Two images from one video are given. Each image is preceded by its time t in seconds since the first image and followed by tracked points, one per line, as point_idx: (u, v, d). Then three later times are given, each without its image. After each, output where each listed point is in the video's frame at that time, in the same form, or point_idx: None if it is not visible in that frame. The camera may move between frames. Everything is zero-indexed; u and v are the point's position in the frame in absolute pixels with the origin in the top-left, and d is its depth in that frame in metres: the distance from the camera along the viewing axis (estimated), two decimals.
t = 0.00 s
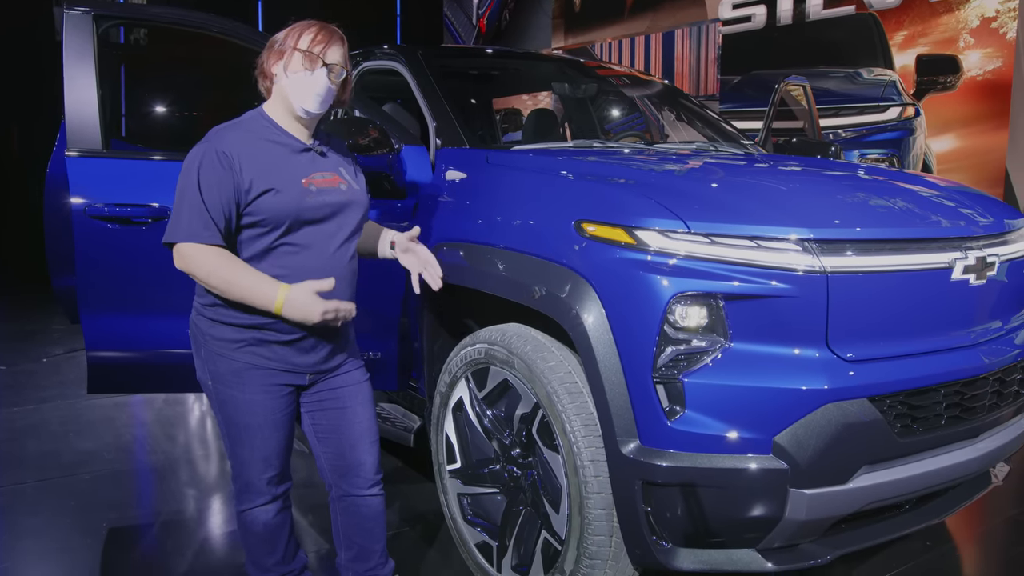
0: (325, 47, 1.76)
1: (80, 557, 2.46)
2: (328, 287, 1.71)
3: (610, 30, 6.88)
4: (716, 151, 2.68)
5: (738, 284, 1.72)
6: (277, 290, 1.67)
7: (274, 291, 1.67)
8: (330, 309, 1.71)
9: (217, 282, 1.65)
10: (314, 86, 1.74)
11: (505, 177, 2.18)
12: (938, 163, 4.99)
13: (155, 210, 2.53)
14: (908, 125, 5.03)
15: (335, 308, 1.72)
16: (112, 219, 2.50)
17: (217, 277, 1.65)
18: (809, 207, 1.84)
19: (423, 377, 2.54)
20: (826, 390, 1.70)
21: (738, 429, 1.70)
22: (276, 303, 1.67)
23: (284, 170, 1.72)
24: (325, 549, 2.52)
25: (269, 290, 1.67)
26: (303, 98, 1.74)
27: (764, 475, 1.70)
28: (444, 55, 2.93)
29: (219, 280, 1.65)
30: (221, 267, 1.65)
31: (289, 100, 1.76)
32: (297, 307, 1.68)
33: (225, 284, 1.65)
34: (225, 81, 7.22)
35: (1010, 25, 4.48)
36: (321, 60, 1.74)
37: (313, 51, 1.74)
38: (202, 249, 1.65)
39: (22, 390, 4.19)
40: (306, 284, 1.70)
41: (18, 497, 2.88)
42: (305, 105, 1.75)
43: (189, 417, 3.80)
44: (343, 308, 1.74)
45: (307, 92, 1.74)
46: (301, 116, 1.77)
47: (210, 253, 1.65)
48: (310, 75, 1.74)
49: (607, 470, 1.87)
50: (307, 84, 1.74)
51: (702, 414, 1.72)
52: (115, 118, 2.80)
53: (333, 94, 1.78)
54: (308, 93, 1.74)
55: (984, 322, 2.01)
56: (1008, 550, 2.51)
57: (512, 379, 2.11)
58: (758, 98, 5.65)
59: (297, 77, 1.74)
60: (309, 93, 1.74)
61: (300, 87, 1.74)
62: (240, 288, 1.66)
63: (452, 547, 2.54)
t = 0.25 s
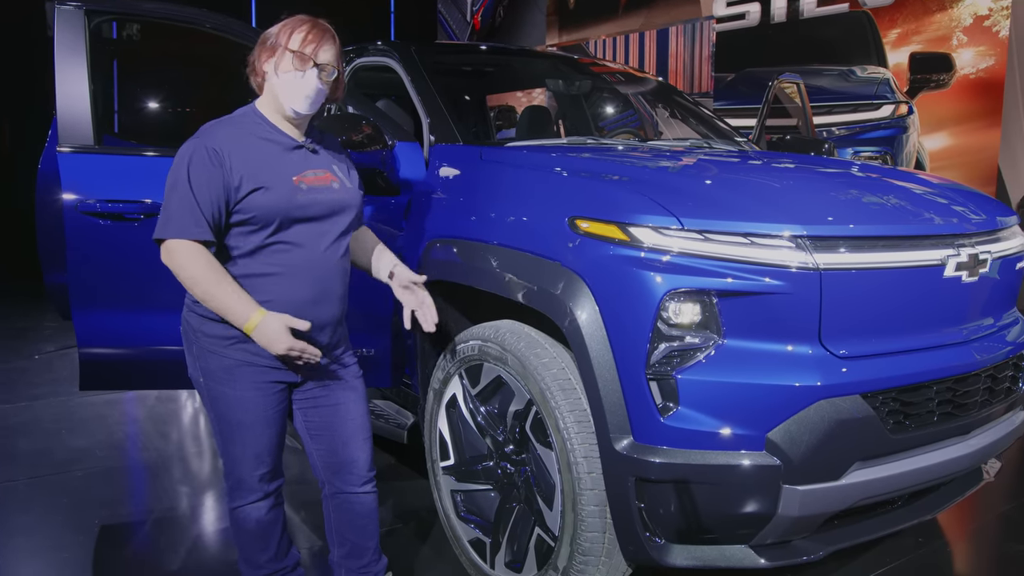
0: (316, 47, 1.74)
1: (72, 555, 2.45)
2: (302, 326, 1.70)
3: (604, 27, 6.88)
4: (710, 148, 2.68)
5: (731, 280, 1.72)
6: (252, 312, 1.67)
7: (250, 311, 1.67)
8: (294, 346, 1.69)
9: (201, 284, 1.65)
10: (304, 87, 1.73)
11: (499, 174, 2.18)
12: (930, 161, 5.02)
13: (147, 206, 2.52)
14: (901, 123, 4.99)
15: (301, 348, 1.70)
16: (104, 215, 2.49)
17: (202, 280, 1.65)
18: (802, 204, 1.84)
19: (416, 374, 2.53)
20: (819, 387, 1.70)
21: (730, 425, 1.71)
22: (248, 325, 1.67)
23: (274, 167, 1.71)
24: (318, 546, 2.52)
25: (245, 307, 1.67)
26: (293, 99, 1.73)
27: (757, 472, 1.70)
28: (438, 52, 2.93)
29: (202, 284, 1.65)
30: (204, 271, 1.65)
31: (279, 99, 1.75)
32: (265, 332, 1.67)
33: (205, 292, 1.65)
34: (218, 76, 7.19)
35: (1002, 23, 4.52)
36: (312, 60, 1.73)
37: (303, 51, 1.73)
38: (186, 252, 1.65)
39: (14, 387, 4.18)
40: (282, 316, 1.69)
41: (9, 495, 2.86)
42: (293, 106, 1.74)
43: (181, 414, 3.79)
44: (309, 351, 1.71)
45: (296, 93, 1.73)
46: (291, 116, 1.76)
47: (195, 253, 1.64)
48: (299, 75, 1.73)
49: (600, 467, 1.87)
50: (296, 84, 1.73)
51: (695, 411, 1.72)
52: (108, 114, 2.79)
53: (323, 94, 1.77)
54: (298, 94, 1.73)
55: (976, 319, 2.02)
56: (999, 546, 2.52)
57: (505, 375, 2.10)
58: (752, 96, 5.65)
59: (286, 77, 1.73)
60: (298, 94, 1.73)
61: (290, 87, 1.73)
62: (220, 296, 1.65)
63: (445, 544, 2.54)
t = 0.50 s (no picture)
0: (320, 47, 1.76)
1: (68, 551, 2.45)
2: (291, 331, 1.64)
3: (600, 23, 6.88)
4: (706, 144, 2.68)
5: (728, 276, 1.72)
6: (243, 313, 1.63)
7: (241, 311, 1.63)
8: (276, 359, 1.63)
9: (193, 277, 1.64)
10: (310, 87, 1.74)
11: (495, 169, 2.18)
12: (926, 158, 5.03)
13: (142, 202, 2.50)
14: (897, 119, 4.89)
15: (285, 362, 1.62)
16: (98, 211, 2.48)
17: (193, 274, 1.64)
18: (798, 200, 1.84)
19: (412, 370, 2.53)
20: (815, 383, 1.70)
21: (726, 421, 1.71)
22: (236, 326, 1.63)
23: (268, 162, 1.71)
24: (314, 543, 2.52)
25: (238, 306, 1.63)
26: (299, 98, 1.73)
27: (752, 468, 1.70)
28: (434, 47, 2.91)
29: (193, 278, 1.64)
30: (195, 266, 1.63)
31: (281, 98, 1.74)
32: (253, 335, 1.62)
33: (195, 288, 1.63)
34: (212, 72, 7.16)
35: (998, 20, 4.56)
36: (318, 60, 1.74)
37: (310, 52, 1.74)
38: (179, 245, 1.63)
39: (8, 384, 4.16)
40: (271, 319, 1.64)
41: (4, 491, 2.85)
42: (298, 104, 1.74)
43: (177, 410, 3.78)
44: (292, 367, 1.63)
45: (302, 93, 1.73)
46: (292, 113, 1.76)
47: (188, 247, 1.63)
48: (306, 75, 1.73)
49: (596, 463, 1.87)
50: (302, 84, 1.73)
51: (691, 407, 1.72)
52: (101, 109, 2.77)
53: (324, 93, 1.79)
54: (304, 93, 1.73)
55: (971, 316, 2.02)
56: (993, 541, 2.53)
57: (501, 371, 2.10)
58: (748, 92, 5.61)
59: (292, 76, 1.72)
60: (304, 94, 1.73)
61: (295, 87, 1.73)
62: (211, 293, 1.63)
63: (441, 541, 2.54)
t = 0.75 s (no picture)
0: (320, 49, 1.76)
1: (65, 549, 2.44)
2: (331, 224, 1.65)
3: (598, 21, 6.91)
4: (704, 142, 2.68)
5: (726, 274, 1.72)
6: (275, 241, 1.63)
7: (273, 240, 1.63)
8: (333, 244, 1.65)
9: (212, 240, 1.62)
10: (314, 91, 1.75)
11: (494, 166, 2.17)
12: (924, 157, 5.03)
13: (139, 199, 2.50)
14: (895, 118, 4.87)
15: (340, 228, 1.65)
16: (96, 208, 2.47)
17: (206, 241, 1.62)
18: (796, 198, 1.84)
19: (410, 368, 2.53)
20: (813, 381, 1.70)
21: (724, 419, 1.71)
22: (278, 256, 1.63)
23: (266, 151, 1.71)
24: (312, 540, 2.51)
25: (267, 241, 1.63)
26: (303, 102, 1.75)
27: (750, 466, 1.70)
28: (432, 45, 2.91)
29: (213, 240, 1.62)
30: (214, 228, 1.62)
31: (286, 102, 1.74)
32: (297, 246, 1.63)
33: (221, 242, 1.61)
34: (210, 69, 7.16)
35: (996, 19, 4.56)
36: (319, 63, 1.75)
37: (313, 56, 1.74)
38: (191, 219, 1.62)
39: (5, 381, 4.15)
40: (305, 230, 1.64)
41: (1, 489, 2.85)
42: (304, 108, 1.75)
43: (174, 408, 3.77)
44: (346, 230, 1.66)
45: (306, 97, 1.74)
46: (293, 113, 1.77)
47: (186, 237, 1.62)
48: (309, 79, 1.74)
49: (594, 461, 1.87)
50: (307, 89, 1.73)
51: (689, 405, 1.72)
52: (99, 106, 2.77)
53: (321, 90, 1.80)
54: (309, 98, 1.75)
55: (969, 314, 2.02)
56: (991, 540, 2.54)
57: (499, 369, 2.10)
58: (745, 91, 5.55)
59: (297, 82, 1.73)
60: (309, 99, 1.75)
61: (299, 92, 1.73)
62: (237, 242, 1.62)
63: (439, 539, 2.54)
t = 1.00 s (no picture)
0: (321, 49, 1.75)
1: (65, 547, 2.44)
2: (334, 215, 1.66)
3: (599, 19, 6.92)
4: (706, 141, 2.68)
5: (727, 273, 1.72)
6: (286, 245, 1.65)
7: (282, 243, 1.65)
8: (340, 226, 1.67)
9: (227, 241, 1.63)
10: (315, 89, 1.74)
11: (495, 165, 2.17)
12: (925, 156, 5.03)
13: (140, 197, 2.50)
14: (896, 117, 4.88)
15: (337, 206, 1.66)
16: (97, 206, 2.47)
17: (221, 243, 1.63)
18: (798, 197, 1.84)
19: (411, 366, 2.53)
20: (814, 380, 1.70)
21: (726, 418, 1.71)
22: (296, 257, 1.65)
23: (270, 151, 1.71)
24: (312, 538, 2.51)
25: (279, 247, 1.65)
26: (301, 101, 1.74)
27: (751, 465, 1.70)
28: (433, 43, 2.91)
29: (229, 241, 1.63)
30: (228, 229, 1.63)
31: (286, 100, 1.74)
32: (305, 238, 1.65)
33: (237, 242, 1.63)
34: (211, 67, 7.15)
35: (998, 18, 4.54)
36: (320, 63, 1.75)
37: (314, 54, 1.73)
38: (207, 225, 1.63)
39: (6, 379, 4.15)
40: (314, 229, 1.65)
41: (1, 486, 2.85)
42: (305, 107, 1.74)
43: (175, 406, 3.77)
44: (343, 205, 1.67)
45: (308, 95, 1.73)
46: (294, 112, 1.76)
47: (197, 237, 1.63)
48: (311, 77, 1.73)
49: (595, 459, 1.87)
50: (308, 87, 1.72)
51: (689, 404, 1.72)
52: (101, 104, 2.76)
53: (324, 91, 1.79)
54: (307, 97, 1.73)
55: (970, 313, 2.02)
56: (991, 539, 2.54)
57: (500, 368, 2.10)
58: (746, 89, 5.52)
59: (299, 81, 1.72)
60: (308, 98, 1.73)
61: (301, 90, 1.73)
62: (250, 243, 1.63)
63: (439, 537, 2.54)
